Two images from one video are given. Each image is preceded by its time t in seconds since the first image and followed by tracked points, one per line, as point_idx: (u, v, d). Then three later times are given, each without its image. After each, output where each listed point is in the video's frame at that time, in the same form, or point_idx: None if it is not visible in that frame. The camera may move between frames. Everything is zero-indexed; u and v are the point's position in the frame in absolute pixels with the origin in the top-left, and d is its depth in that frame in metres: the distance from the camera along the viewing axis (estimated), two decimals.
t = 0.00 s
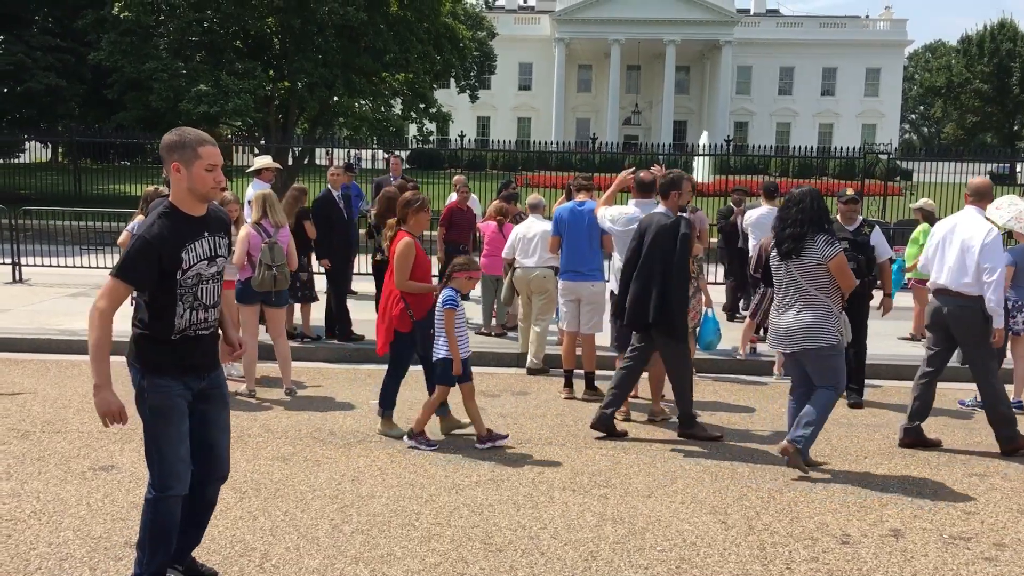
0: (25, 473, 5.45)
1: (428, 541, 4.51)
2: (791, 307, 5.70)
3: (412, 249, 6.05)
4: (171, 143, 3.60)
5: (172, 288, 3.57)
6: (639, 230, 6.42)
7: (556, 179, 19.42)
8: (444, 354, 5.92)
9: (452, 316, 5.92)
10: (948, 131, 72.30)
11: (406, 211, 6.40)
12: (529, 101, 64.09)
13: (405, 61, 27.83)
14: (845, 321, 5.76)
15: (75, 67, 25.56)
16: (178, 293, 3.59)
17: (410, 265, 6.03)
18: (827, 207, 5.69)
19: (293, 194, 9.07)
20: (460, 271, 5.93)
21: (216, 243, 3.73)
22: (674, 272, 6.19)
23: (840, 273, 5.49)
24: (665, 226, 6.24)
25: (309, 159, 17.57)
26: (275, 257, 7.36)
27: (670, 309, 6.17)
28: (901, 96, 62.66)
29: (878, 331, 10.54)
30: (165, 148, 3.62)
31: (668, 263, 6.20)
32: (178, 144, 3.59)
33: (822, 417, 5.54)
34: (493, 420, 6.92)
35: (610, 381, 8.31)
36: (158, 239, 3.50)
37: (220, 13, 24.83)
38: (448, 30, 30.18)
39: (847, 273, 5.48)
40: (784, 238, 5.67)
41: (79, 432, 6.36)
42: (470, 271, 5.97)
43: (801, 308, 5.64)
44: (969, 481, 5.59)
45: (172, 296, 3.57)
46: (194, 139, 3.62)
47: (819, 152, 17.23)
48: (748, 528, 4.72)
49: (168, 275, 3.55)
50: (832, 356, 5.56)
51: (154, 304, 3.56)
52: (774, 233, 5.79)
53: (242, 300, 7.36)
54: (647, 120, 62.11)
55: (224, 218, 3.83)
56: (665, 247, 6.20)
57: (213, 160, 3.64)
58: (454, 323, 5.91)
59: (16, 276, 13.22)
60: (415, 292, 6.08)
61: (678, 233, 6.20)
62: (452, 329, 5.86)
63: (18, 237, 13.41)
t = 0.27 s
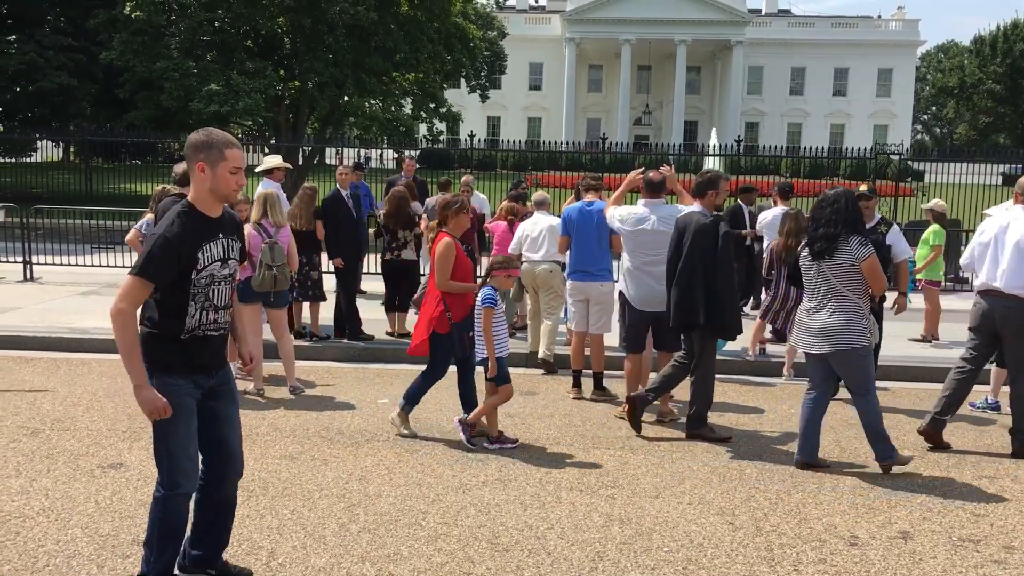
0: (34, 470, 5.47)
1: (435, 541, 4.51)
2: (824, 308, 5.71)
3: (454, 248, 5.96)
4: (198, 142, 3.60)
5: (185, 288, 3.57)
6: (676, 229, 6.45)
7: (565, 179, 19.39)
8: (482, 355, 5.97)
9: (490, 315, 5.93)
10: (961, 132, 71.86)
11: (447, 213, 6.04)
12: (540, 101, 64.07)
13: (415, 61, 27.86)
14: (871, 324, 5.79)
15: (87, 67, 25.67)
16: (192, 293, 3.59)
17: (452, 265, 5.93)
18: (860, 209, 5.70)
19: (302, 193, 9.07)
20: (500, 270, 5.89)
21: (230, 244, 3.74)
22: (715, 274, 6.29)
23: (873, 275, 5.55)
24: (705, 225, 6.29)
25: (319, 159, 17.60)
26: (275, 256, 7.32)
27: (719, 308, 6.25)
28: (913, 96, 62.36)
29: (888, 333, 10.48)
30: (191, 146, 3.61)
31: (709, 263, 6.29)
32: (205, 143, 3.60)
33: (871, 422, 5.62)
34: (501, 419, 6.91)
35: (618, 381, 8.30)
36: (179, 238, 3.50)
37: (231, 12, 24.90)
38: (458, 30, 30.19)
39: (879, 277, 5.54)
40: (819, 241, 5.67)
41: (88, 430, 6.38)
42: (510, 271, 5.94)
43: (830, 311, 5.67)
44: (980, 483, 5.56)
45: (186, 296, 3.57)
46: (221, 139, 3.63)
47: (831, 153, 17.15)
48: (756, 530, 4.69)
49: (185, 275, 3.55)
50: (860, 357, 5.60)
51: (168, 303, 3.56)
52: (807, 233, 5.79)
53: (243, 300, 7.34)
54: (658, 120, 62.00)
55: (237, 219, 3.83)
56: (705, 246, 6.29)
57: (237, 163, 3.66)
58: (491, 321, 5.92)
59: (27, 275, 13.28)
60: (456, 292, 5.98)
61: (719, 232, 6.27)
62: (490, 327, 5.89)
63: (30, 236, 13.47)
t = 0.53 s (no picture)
0: (40, 465, 5.49)
1: (439, 537, 4.51)
2: (866, 314, 5.67)
3: (486, 246, 6.10)
4: (226, 135, 3.64)
5: (204, 278, 3.58)
6: (703, 227, 6.49)
7: (573, 177, 19.35)
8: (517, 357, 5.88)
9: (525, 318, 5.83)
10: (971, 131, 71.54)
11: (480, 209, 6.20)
12: (548, 98, 64.02)
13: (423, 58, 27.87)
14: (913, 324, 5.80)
15: (96, 63, 25.75)
16: (209, 283, 3.59)
17: (483, 262, 6.06)
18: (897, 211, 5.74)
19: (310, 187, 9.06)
20: (534, 271, 5.80)
21: (250, 237, 3.74)
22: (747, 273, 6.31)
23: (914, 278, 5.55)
24: (733, 225, 6.32)
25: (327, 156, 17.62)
26: (276, 253, 7.24)
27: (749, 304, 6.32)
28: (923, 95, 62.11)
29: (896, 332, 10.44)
30: (219, 139, 3.64)
31: (740, 261, 6.31)
32: (234, 137, 3.64)
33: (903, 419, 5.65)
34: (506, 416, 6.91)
35: (623, 379, 8.29)
36: (200, 227, 3.52)
37: (240, 9, 24.95)
38: (466, 27, 30.18)
39: (921, 278, 5.55)
40: (860, 244, 5.67)
41: (95, 425, 6.40)
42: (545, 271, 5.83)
43: (875, 315, 5.63)
44: (986, 482, 5.54)
45: (203, 286, 3.58)
46: (249, 134, 3.67)
47: (839, 151, 17.09)
48: (760, 528, 4.68)
49: (205, 264, 3.56)
50: (905, 358, 5.58)
51: (186, 291, 3.57)
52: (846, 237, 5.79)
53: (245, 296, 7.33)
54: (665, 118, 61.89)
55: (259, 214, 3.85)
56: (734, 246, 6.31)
57: (262, 158, 3.70)
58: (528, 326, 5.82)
59: (36, 271, 13.33)
60: (490, 288, 6.10)
61: (748, 229, 6.28)
62: (526, 330, 5.79)
63: (38, 232, 13.52)
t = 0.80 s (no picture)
0: (38, 462, 5.49)
1: (438, 534, 4.51)
2: (893, 307, 5.67)
3: (512, 251, 5.87)
4: (233, 131, 3.64)
5: (211, 272, 3.57)
6: (724, 223, 6.46)
7: (570, 173, 19.33)
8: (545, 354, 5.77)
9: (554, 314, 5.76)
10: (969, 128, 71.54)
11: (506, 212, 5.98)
12: (546, 95, 63.99)
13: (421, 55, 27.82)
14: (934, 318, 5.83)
15: (94, 60, 25.70)
16: (216, 277, 3.58)
17: (508, 266, 5.86)
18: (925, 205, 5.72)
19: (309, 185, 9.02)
20: (561, 268, 5.74)
21: (255, 232, 3.73)
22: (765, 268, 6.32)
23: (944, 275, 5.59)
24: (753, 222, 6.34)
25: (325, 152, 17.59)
26: (274, 252, 7.30)
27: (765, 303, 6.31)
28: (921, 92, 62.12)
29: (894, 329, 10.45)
30: (226, 135, 3.65)
31: (760, 258, 6.31)
32: (241, 133, 3.64)
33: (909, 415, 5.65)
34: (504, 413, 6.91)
35: (622, 376, 8.30)
36: (207, 221, 3.51)
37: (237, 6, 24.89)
38: (465, 24, 30.15)
39: (949, 275, 5.58)
40: (893, 238, 5.62)
41: (93, 422, 6.40)
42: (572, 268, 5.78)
43: (904, 309, 5.62)
44: (984, 479, 5.55)
45: (209, 280, 3.57)
46: (255, 130, 3.67)
47: (837, 148, 17.09)
48: (759, 525, 4.68)
49: (211, 258, 3.55)
50: (928, 354, 5.59)
51: (193, 285, 3.56)
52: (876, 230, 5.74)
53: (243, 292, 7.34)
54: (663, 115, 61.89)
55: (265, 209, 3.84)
56: (754, 242, 6.32)
57: (269, 153, 3.70)
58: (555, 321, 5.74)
59: (34, 267, 13.31)
60: (514, 291, 5.91)
61: (767, 229, 6.32)
62: (555, 326, 5.71)
63: (36, 229, 13.50)
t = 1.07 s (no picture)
0: (26, 463, 5.43)
1: (430, 535, 4.49)
2: (899, 302, 5.69)
3: (540, 260, 5.85)
4: (217, 128, 3.62)
5: (206, 270, 3.54)
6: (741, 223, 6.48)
7: (561, 171, 19.30)
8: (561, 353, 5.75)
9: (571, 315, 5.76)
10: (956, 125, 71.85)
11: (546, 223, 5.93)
12: (535, 92, 63.94)
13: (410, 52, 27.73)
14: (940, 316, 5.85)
15: (80, 56, 25.51)
16: (209, 275, 3.55)
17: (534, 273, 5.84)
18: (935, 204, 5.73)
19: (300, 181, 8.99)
20: (580, 267, 5.77)
21: (248, 229, 3.69)
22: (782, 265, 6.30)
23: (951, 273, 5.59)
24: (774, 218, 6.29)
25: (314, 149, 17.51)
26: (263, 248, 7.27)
27: (781, 301, 6.28)
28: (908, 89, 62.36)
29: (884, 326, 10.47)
30: (211, 133, 3.63)
31: (775, 255, 6.29)
32: (224, 129, 3.61)
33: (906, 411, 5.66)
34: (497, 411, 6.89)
35: (614, 374, 8.28)
36: (204, 220, 3.48)
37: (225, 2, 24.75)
38: (454, 21, 30.06)
39: (957, 274, 5.59)
40: (902, 235, 5.65)
41: (82, 422, 6.34)
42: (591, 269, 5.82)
43: (910, 305, 5.63)
44: (976, 476, 5.56)
45: (203, 278, 3.53)
46: (239, 125, 3.64)
47: (826, 145, 17.12)
48: (752, 524, 4.68)
49: (207, 257, 3.51)
50: (932, 351, 5.59)
51: (189, 285, 3.53)
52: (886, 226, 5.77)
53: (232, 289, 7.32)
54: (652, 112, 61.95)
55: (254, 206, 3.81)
56: (772, 239, 6.28)
57: (255, 146, 3.66)
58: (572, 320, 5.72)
59: (20, 266, 13.21)
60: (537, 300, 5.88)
61: (787, 226, 6.26)
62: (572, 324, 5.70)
63: (22, 226, 13.39)
